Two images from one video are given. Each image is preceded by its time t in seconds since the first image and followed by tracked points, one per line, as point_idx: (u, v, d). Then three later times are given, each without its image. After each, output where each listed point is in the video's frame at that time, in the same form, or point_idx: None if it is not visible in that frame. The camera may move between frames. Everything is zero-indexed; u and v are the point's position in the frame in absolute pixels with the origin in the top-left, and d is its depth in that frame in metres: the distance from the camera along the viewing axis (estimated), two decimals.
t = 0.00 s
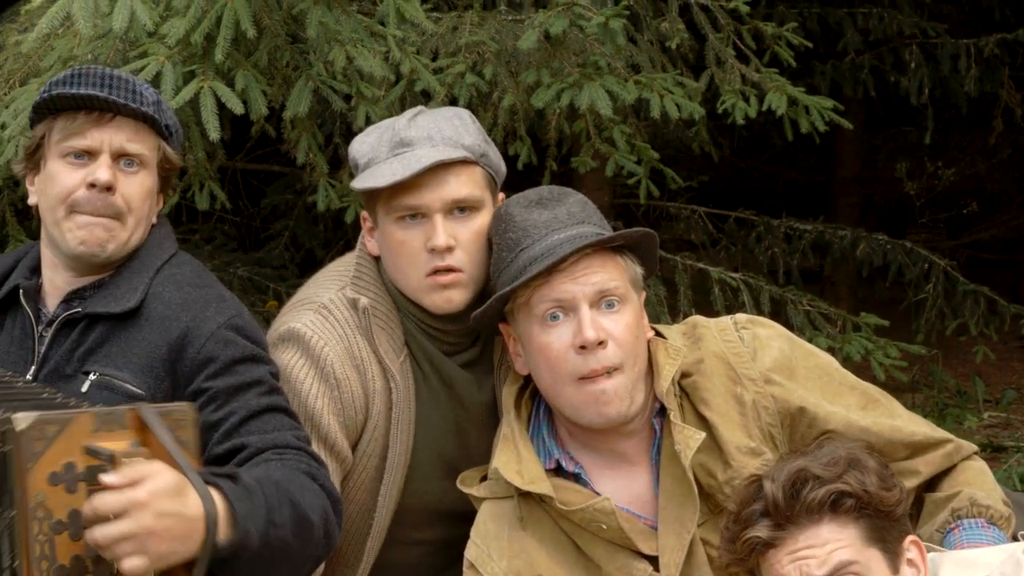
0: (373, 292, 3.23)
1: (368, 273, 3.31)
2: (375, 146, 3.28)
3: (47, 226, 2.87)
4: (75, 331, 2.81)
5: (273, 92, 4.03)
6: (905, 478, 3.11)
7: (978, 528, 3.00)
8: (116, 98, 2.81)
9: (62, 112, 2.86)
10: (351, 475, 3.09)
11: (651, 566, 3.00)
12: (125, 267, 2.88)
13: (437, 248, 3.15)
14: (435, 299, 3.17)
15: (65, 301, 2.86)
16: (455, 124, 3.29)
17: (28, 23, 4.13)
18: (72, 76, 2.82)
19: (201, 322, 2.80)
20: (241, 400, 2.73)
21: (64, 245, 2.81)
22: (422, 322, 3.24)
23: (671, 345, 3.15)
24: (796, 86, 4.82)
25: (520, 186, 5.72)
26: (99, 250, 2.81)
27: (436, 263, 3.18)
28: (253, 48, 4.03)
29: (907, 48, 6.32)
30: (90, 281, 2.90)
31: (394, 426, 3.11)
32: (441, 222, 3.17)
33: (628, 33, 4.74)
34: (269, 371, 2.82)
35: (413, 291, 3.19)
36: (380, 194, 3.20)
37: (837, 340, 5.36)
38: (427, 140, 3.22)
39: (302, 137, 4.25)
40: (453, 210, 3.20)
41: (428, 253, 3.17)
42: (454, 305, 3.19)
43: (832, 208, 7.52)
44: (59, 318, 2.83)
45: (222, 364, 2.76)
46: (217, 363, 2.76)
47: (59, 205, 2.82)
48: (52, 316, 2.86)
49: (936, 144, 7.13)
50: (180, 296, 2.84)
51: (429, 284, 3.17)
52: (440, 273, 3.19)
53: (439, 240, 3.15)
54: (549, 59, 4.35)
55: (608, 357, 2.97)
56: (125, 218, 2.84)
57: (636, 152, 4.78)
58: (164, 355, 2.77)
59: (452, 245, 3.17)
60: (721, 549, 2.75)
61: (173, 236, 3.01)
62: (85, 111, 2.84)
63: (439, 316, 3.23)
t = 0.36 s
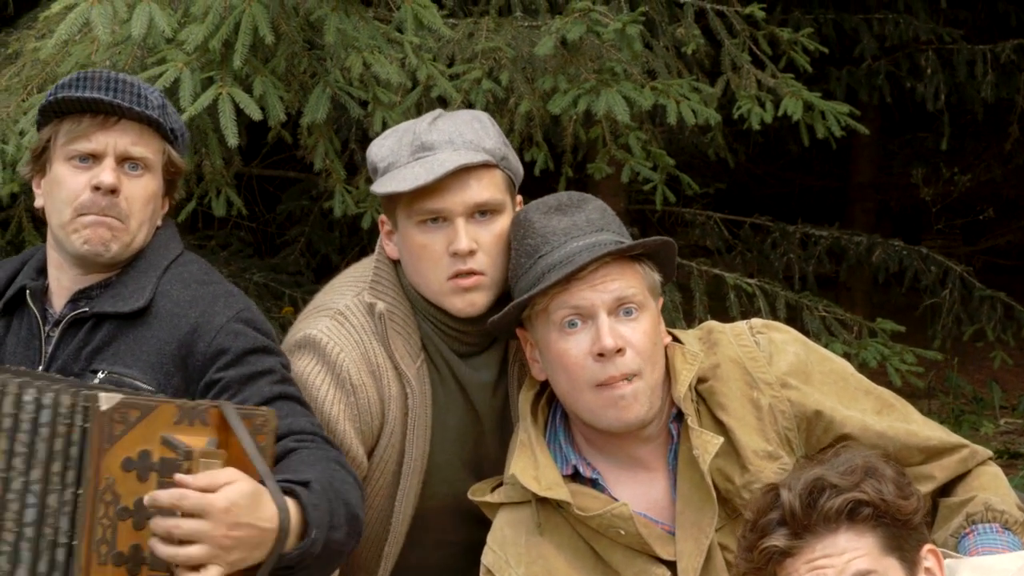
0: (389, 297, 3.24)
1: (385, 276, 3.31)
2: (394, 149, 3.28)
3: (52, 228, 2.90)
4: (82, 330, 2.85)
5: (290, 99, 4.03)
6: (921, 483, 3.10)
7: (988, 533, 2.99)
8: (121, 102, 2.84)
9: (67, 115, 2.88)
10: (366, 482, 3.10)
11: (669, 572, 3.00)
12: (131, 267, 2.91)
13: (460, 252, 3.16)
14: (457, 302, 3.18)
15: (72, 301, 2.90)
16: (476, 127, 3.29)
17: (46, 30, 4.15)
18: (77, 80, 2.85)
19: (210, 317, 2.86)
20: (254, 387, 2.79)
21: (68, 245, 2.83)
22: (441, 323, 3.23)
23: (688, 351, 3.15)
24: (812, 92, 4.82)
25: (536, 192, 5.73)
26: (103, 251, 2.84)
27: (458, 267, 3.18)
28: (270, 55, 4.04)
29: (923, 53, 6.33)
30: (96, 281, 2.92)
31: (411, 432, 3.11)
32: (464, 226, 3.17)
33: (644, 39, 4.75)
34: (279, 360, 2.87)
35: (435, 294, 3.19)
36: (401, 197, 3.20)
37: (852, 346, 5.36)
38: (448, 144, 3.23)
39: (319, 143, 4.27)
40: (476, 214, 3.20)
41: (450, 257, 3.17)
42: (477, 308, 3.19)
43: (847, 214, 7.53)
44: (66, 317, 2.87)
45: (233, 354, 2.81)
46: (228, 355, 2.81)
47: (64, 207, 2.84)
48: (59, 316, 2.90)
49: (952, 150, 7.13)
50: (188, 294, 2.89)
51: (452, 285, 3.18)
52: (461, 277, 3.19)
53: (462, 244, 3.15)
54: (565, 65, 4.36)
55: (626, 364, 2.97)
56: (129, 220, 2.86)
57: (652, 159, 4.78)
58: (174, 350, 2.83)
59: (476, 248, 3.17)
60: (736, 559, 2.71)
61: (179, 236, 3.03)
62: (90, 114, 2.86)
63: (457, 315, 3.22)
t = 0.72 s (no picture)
0: (407, 302, 3.25)
1: (404, 281, 3.32)
2: (415, 156, 3.29)
3: (71, 235, 2.90)
4: (100, 334, 2.85)
5: (310, 105, 4.04)
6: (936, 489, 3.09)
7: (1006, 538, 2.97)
8: (139, 108, 2.85)
9: (86, 122, 2.90)
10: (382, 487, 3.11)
11: None
12: (149, 271, 2.92)
13: (479, 258, 3.16)
14: (475, 307, 3.18)
15: (89, 306, 2.90)
16: (496, 134, 3.30)
17: (69, 36, 4.18)
18: (95, 87, 2.86)
19: (224, 319, 2.85)
20: (270, 383, 2.77)
21: (87, 253, 2.84)
22: (457, 328, 3.24)
23: (705, 356, 3.16)
24: (832, 98, 4.81)
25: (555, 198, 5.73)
26: (123, 260, 2.85)
27: (477, 272, 3.18)
28: (291, 61, 4.04)
29: (943, 59, 6.33)
30: (113, 287, 2.92)
31: (426, 436, 3.12)
32: (483, 232, 3.17)
33: (664, 45, 4.75)
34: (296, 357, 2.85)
35: (453, 299, 3.19)
36: (421, 203, 3.21)
37: (871, 352, 5.35)
38: (469, 151, 3.23)
39: (340, 149, 4.28)
40: (495, 220, 3.20)
41: (469, 262, 3.17)
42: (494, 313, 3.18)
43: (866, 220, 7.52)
44: (83, 321, 2.88)
45: (249, 352, 2.80)
46: (244, 353, 2.80)
47: (84, 215, 2.84)
48: (77, 320, 2.90)
49: (971, 156, 7.11)
50: (204, 297, 2.89)
51: (471, 290, 3.18)
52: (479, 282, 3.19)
53: (481, 250, 3.15)
54: (585, 72, 4.36)
55: (643, 369, 2.97)
56: (146, 225, 2.86)
57: (671, 165, 4.78)
58: (190, 353, 2.82)
59: (495, 254, 3.17)
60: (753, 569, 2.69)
61: (197, 241, 3.04)
62: (108, 121, 2.88)
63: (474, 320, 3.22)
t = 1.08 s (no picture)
0: (433, 305, 3.25)
1: (429, 284, 3.32)
2: (440, 158, 3.29)
3: (104, 241, 2.92)
4: (132, 338, 2.85)
5: (333, 108, 4.05)
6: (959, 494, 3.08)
7: None
8: (169, 116, 2.84)
9: (116, 127, 2.90)
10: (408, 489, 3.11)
11: None
12: (182, 276, 2.92)
13: (503, 261, 3.16)
14: (499, 310, 3.18)
15: (123, 312, 2.90)
16: (520, 136, 3.30)
17: (92, 40, 4.18)
18: (124, 93, 2.87)
19: (257, 325, 2.82)
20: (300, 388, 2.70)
21: (121, 259, 2.86)
22: (482, 332, 3.23)
23: (728, 360, 3.16)
24: (854, 102, 4.81)
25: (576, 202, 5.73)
26: (157, 265, 2.86)
27: (501, 275, 3.18)
28: (313, 65, 4.05)
29: (965, 62, 6.31)
30: (147, 292, 2.92)
31: (450, 438, 3.12)
32: (508, 235, 3.17)
33: (686, 49, 4.75)
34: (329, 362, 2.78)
35: (478, 302, 3.19)
36: (446, 206, 3.21)
37: (895, 357, 5.33)
38: (493, 153, 3.23)
39: (362, 153, 4.29)
40: (519, 223, 3.20)
41: (493, 265, 3.17)
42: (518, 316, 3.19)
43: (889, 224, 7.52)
44: (117, 325, 2.87)
45: (280, 358, 2.75)
46: (275, 358, 2.75)
47: (117, 223, 2.86)
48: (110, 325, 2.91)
49: (994, 159, 7.10)
50: (236, 303, 2.87)
51: (495, 293, 3.18)
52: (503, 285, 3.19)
53: (505, 253, 3.15)
54: (607, 76, 4.36)
55: (666, 375, 2.97)
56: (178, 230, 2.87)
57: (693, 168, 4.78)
58: (221, 357, 2.79)
59: (519, 257, 3.17)
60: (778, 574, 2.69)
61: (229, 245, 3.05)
62: (137, 128, 2.87)
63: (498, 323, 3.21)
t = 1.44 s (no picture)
0: (456, 309, 3.25)
1: (452, 289, 3.33)
2: (462, 162, 3.30)
3: (129, 246, 2.93)
4: (157, 349, 2.88)
5: (354, 112, 4.06)
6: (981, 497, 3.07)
7: None
8: (195, 120, 2.85)
9: (142, 133, 2.92)
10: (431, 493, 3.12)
11: None
12: (208, 285, 2.94)
13: (525, 263, 3.16)
14: (522, 314, 3.18)
15: (147, 322, 2.94)
16: (542, 140, 3.30)
17: (115, 45, 4.20)
18: (151, 99, 2.88)
19: (283, 344, 2.82)
20: (328, 409, 2.71)
21: (144, 264, 2.87)
22: (505, 335, 3.23)
23: (751, 364, 3.15)
24: (877, 105, 4.79)
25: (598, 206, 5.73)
26: (180, 271, 2.88)
27: (523, 279, 3.18)
28: (335, 69, 4.06)
29: (988, 66, 6.29)
30: (171, 300, 2.95)
31: (474, 445, 3.13)
32: (530, 238, 3.17)
33: (708, 53, 4.75)
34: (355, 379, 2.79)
35: (500, 306, 3.19)
36: (468, 209, 3.22)
37: (917, 361, 5.32)
38: (514, 156, 3.23)
39: (384, 157, 4.29)
40: (541, 225, 3.20)
41: (515, 268, 3.17)
42: (540, 320, 3.19)
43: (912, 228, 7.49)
44: (141, 336, 2.91)
45: (306, 380, 2.76)
46: (302, 379, 2.77)
47: (142, 228, 2.87)
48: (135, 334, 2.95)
49: (1017, 163, 7.07)
50: (262, 319, 2.88)
51: (517, 297, 3.18)
52: (525, 289, 3.19)
53: (527, 256, 3.15)
54: (628, 78, 4.36)
55: (689, 382, 2.97)
56: (202, 236, 2.88)
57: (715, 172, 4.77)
58: (247, 376, 2.81)
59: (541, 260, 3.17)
60: None
61: (253, 253, 3.06)
62: (164, 132, 2.89)
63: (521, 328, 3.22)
